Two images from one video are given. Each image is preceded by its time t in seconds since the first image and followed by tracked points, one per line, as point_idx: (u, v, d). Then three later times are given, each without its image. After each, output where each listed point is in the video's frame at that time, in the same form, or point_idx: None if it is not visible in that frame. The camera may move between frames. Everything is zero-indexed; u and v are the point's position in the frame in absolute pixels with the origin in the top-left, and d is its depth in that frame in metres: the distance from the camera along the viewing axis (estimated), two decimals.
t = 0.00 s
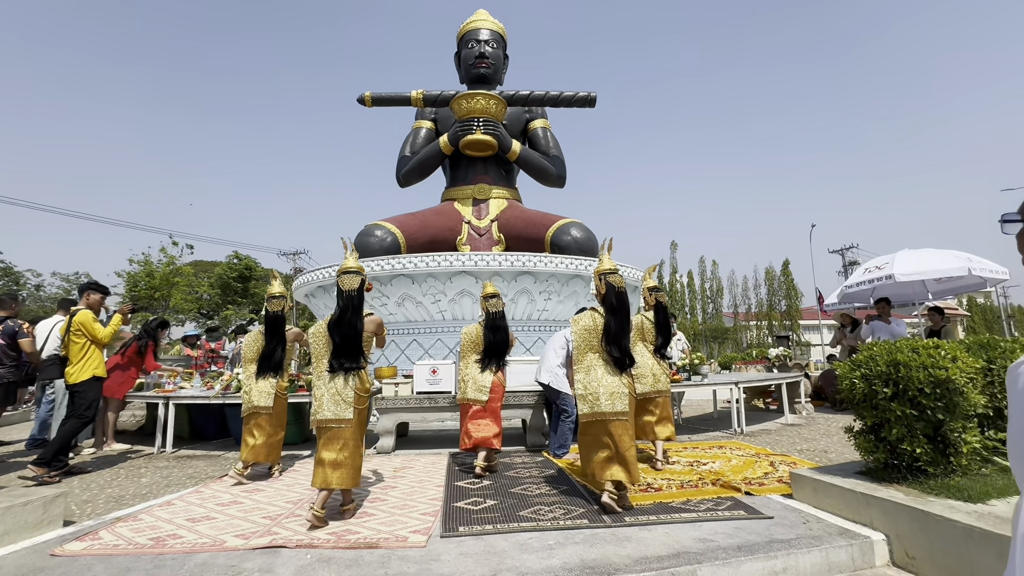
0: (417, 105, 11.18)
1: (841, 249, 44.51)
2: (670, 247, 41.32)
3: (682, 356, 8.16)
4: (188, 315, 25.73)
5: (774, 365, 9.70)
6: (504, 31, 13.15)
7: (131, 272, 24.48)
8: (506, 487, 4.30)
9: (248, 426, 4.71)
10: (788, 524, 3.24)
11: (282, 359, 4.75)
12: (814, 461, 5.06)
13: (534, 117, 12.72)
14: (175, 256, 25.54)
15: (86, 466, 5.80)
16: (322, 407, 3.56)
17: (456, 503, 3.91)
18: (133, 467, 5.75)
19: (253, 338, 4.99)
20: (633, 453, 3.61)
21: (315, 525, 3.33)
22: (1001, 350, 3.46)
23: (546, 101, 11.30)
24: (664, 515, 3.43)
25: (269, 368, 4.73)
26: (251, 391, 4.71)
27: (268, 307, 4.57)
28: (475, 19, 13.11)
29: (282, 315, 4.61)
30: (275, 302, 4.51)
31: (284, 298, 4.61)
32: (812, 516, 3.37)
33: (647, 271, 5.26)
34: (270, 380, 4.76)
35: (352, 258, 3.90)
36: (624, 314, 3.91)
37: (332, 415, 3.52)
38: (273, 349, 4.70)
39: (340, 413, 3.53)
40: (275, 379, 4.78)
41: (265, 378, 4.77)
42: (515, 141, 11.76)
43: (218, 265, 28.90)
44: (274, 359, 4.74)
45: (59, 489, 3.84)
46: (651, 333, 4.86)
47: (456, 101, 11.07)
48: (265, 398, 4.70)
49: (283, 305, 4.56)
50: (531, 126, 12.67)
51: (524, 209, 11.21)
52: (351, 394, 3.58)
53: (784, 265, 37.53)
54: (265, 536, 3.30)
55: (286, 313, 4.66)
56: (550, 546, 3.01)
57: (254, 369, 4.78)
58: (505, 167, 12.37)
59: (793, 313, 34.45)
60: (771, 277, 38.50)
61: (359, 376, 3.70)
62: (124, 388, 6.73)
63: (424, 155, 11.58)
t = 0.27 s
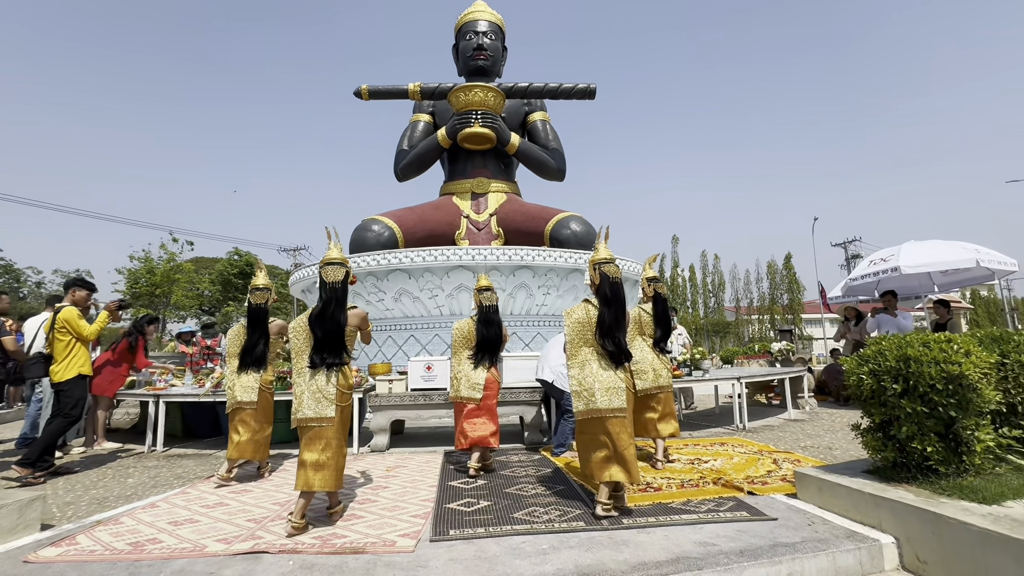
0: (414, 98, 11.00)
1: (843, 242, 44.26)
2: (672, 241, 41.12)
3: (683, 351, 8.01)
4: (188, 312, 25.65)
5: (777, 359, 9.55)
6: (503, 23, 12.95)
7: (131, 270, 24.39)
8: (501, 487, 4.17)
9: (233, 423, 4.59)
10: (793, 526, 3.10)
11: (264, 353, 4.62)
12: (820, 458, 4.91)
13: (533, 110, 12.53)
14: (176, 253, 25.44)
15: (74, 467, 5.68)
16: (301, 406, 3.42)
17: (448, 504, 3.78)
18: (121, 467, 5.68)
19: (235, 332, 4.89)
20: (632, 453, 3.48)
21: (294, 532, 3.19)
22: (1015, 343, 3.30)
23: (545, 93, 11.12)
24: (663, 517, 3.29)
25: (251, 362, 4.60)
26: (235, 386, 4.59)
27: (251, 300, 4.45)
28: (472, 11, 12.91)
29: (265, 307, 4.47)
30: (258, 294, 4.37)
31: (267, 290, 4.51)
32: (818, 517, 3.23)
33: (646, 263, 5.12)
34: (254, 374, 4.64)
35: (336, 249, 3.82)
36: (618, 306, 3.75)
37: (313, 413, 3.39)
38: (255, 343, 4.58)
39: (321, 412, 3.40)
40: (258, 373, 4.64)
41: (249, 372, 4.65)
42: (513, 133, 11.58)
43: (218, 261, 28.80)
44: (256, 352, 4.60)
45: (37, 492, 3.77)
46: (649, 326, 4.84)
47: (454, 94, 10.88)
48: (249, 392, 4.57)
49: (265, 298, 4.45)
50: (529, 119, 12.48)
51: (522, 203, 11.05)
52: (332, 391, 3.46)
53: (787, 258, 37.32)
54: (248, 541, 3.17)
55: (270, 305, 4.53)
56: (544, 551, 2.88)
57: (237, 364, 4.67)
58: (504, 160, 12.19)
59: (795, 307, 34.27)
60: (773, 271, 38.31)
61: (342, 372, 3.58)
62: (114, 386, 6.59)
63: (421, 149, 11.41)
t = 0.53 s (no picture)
0: (415, 93, 10.87)
1: (849, 238, 43.97)
2: (676, 237, 40.92)
3: (688, 347, 7.90)
4: (192, 310, 25.67)
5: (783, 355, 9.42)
6: (504, 17, 12.80)
7: (135, 268, 24.36)
8: (503, 487, 4.08)
9: (226, 422, 4.60)
10: (804, 529, 3.00)
11: (255, 351, 4.59)
12: (830, 457, 4.79)
13: (536, 104, 12.39)
14: (179, 251, 25.44)
15: (72, 467, 5.62)
16: (289, 408, 3.34)
17: (449, 506, 3.69)
18: (118, 466, 5.62)
19: (226, 332, 4.88)
20: (638, 457, 3.37)
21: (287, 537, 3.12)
22: None
23: (547, 87, 10.98)
24: (670, 520, 3.19)
25: (241, 360, 4.59)
26: (225, 385, 4.58)
27: (241, 297, 4.37)
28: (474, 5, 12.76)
29: (255, 306, 4.40)
30: (247, 292, 4.30)
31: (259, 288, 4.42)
32: (830, 520, 3.12)
33: (651, 258, 4.96)
34: (245, 373, 4.64)
35: (327, 243, 3.71)
36: (620, 301, 3.64)
37: (302, 415, 3.31)
38: (244, 341, 4.57)
39: (310, 413, 3.32)
40: (249, 371, 4.63)
41: (240, 370, 4.65)
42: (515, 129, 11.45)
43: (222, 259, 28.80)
44: (245, 351, 4.58)
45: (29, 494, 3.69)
46: (652, 324, 4.62)
47: (455, 89, 10.76)
48: (240, 392, 4.56)
49: (257, 295, 4.34)
50: (532, 114, 12.35)
51: (525, 198, 10.92)
52: (321, 392, 3.38)
53: (791, 254, 37.08)
54: (242, 545, 3.09)
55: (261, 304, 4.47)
56: (547, 555, 2.78)
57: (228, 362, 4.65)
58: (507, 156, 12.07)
59: (800, 303, 34.07)
60: (778, 266, 38.06)
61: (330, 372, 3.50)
62: (113, 384, 6.52)
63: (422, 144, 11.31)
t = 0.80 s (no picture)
0: (420, 91, 10.78)
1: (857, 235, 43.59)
2: (682, 235, 40.69)
3: (699, 346, 7.78)
4: (199, 309, 25.71)
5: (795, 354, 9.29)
6: (510, 14, 12.69)
7: (143, 268, 24.41)
8: (512, 490, 3.99)
9: (227, 426, 4.56)
10: (826, 535, 2.89)
11: (251, 351, 4.62)
12: (848, 459, 4.67)
13: (541, 102, 12.28)
14: (186, 250, 25.48)
15: (76, 468, 5.57)
16: (288, 413, 3.33)
17: (457, 509, 3.60)
18: (123, 467, 5.58)
19: (223, 334, 4.90)
20: (653, 463, 3.27)
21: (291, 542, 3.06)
22: None
23: (553, 84, 10.86)
24: (686, 525, 3.09)
25: (238, 361, 4.60)
26: (224, 387, 4.56)
27: (238, 297, 4.45)
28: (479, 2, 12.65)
29: (252, 305, 4.48)
30: (245, 292, 4.39)
31: (256, 288, 4.49)
32: (852, 525, 3.01)
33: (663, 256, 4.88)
34: (242, 375, 4.62)
35: (325, 239, 3.65)
36: (629, 299, 3.52)
37: (301, 420, 3.29)
38: (241, 342, 4.58)
39: (309, 418, 3.30)
40: (247, 372, 4.63)
41: (238, 372, 4.62)
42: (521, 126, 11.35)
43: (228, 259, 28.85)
44: (242, 352, 4.60)
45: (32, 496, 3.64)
46: (664, 323, 4.65)
47: (460, 86, 10.67)
48: (239, 393, 4.56)
49: (254, 295, 4.45)
50: (537, 111, 12.24)
51: (531, 196, 10.81)
52: (320, 396, 3.36)
53: (799, 252, 36.78)
54: (246, 549, 3.02)
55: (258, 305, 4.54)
56: (559, 562, 2.69)
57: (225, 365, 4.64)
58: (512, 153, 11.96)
59: (808, 301, 33.80)
60: (785, 264, 37.76)
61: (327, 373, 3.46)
62: (117, 384, 6.49)
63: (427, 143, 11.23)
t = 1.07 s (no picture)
0: (426, 92, 10.73)
1: (866, 235, 43.24)
2: (689, 236, 40.49)
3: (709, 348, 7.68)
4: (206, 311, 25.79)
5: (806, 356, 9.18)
6: (516, 14, 12.62)
7: (151, 269, 24.49)
8: (521, 495, 3.92)
9: (230, 432, 4.50)
10: (847, 544, 2.80)
11: (249, 355, 4.62)
12: (865, 465, 4.56)
13: (548, 102, 12.21)
14: (193, 252, 25.57)
15: (82, 470, 5.54)
16: (289, 421, 3.26)
17: (466, 515, 3.54)
18: (129, 469, 5.55)
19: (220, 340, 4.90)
20: (668, 473, 3.19)
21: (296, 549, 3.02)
22: None
23: (560, 84, 10.79)
24: (701, 533, 3.01)
25: (236, 365, 4.60)
26: (225, 393, 4.52)
27: (236, 300, 4.42)
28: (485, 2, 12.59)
29: (250, 308, 4.44)
30: (245, 294, 4.34)
31: (256, 291, 4.46)
32: (873, 534, 2.92)
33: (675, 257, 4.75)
34: (241, 379, 4.62)
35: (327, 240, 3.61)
36: (640, 304, 3.44)
37: (303, 428, 3.25)
38: (238, 346, 4.58)
39: (311, 425, 3.27)
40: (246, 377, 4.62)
41: (237, 377, 4.62)
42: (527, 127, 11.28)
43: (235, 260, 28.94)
44: (239, 355, 4.60)
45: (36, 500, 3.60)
46: (676, 329, 4.57)
47: (466, 87, 10.62)
48: (240, 398, 4.52)
49: (252, 298, 4.38)
50: (544, 112, 12.16)
51: (538, 197, 10.74)
52: (321, 402, 3.33)
53: (807, 252, 36.51)
54: (251, 556, 2.97)
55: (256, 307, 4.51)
56: (572, 572, 2.62)
57: (223, 369, 4.63)
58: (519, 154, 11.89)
59: (816, 302, 33.54)
60: (793, 265, 37.49)
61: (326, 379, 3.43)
62: (124, 386, 6.46)
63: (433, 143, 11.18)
